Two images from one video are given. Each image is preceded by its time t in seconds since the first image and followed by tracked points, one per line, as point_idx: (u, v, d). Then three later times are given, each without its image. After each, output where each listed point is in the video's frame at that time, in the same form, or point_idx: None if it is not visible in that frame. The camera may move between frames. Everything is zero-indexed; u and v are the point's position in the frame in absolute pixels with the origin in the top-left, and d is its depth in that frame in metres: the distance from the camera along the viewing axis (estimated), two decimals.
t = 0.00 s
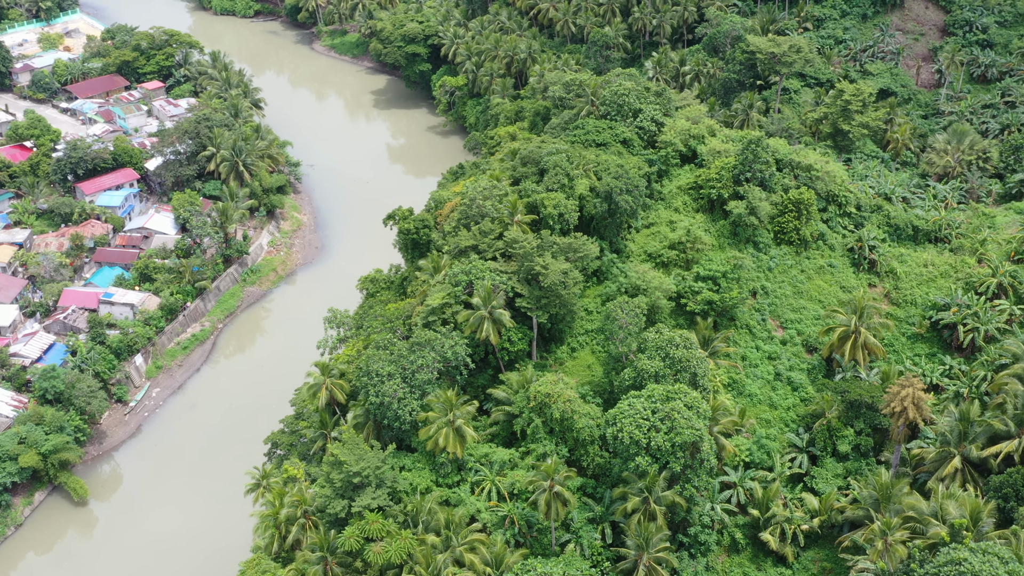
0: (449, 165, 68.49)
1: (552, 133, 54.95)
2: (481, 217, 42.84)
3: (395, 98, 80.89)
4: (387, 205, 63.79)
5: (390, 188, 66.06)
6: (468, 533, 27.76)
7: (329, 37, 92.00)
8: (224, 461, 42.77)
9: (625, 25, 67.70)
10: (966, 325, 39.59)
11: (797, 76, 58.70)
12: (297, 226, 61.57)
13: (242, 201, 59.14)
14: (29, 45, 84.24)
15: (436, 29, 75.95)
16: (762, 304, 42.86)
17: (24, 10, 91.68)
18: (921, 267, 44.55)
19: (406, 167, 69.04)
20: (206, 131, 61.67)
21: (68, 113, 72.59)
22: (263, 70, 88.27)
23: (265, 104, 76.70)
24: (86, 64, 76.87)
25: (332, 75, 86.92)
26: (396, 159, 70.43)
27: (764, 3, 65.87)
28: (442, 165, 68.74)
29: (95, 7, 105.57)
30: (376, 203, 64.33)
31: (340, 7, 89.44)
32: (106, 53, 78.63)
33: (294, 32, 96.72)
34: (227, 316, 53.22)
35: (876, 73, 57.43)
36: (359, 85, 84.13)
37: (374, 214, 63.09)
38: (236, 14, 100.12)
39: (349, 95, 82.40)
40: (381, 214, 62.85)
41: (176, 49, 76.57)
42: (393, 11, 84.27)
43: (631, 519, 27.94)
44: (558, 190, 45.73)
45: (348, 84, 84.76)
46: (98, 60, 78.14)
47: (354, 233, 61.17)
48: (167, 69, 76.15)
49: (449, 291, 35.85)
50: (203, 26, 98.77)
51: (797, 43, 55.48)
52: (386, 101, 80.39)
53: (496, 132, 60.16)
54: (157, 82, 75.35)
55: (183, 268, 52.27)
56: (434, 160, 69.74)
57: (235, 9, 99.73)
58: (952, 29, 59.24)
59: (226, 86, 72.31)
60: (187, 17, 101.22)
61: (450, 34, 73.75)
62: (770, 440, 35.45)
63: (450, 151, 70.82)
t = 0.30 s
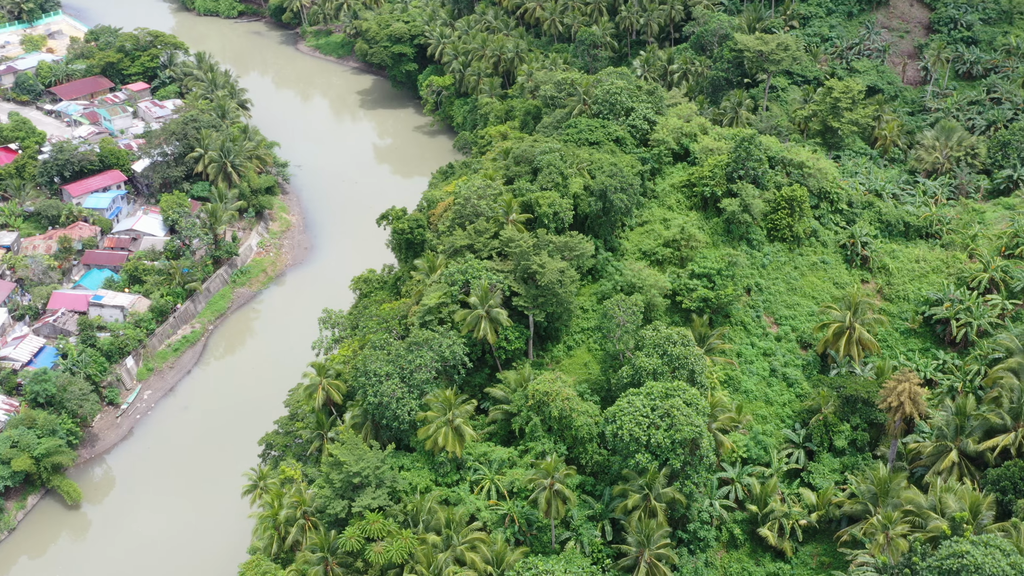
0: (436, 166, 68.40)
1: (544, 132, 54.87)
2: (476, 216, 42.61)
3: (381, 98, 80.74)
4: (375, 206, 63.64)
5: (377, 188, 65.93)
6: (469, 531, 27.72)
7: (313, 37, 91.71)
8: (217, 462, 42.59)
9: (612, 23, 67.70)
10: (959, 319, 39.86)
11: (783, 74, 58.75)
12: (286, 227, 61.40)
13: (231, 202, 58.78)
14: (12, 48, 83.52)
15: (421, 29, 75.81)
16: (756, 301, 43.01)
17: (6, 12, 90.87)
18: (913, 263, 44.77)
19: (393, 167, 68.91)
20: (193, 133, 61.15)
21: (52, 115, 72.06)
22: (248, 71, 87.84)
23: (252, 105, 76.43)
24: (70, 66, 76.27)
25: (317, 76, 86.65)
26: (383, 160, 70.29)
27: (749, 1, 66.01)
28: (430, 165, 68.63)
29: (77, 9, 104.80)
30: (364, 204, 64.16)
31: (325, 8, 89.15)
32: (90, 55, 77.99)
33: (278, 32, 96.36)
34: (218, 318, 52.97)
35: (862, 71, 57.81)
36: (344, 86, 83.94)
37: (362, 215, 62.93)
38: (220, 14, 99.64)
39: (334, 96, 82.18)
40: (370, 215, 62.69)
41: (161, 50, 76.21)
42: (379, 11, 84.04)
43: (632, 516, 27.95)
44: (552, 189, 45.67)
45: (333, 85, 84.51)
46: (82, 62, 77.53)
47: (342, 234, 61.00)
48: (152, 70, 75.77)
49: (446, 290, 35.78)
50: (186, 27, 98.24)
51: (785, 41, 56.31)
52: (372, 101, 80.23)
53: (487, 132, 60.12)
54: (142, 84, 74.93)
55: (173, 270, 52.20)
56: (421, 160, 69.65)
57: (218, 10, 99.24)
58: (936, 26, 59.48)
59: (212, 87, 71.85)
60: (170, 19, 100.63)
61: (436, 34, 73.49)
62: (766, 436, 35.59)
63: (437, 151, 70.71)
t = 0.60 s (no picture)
0: (425, 156, 68.15)
1: (539, 121, 54.66)
2: (472, 205, 42.39)
3: (368, 87, 80.23)
4: (363, 196, 63.38)
5: (366, 179, 65.65)
6: (471, 520, 27.68)
7: (298, 27, 90.99)
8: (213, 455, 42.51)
9: (601, 11, 67.39)
10: (954, 304, 40.06)
11: (773, 61, 58.47)
12: (276, 218, 61.08)
13: (222, 192, 58.24)
14: None
15: (408, 18, 75.23)
16: (752, 287, 43.11)
17: None
18: (906, 248, 44.95)
19: (381, 157, 68.62)
20: (181, 123, 60.41)
21: (37, 107, 71.15)
22: (232, 61, 87.07)
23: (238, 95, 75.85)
24: (53, 57, 75.31)
25: (302, 66, 86.01)
26: (371, 150, 70.00)
27: None
28: (419, 156, 68.36)
29: None
30: (353, 194, 63.90)
31: None
32: (73, 45, 77.09)
33: (262, 22, 95.49)
34: (209, 309, 52.75)
35: (850, 57, 57.71)
36: (330, 75, 83.34)
37: (351, 205, 62.66)
38: (203, 4, 98.69)
39: (320, 86, 81.60)
40: (359, 205, 62.43)
41: (146, 40, 75.54)
42: None
43: (635, 503, 27.91)
44: (548, 177, 45.50)
45: (319, 75, 83.92)
46: (66, 53, 76.60)
47: (331, 224, 60.72)
48: (137, 61, 75.08)
49: (444, 279, 35.62)
50: (169, 17, 97.25)
51: (773, 28, 56.45)
52: (359, 91, 79.74)
53: (479, 120, 59.85)
54: (127, 74, 74.23)
55: (163, 262, 51.57)
56: (410, 150, 69.43)
57: None
58: (923, 13, 59.49)
59: (199, 77, 71.29)
60: (152, 9, 99.55)
61: (424, 23, 72.92)
62: (765, 422, 35.75)
63: (426, 140, 70.43)
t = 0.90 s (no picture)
0: (413, 145, 67.88)
1: (533, 109, 54.39)
2: (470, 193, 42.21)
3: (354, 76, 79.71)
4: (352, 186, 63.13)
5: (355, 168, 65.38)
6: (476, 508, 27.62)
7: (283, 16, 90.35)
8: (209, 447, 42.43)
9: None
10: (949, 288, 40.25)
11: (761, 47, 58.10)
12: (266, 208, 60.75)
13: (212, 183, 57.82)
14: None
15: (395, 6, 74.71)
16: (750, 273, 43.17)
17: None
18: (900, 233, 45.14)
19: (368, 147, 68.36)
20: (170, 114, 60.10)
21: (21, 98, 69.66)
22: (216, 51, 86.20)
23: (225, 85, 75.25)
24: (37, 48, 74.26)
25: (287, 55, 85.38)
26: (358, 139, 69.68)
27: None
28: (406, 145, 68.10)
29: None
30: (341, 183, 63.67)
31: None
32: (56, 36, 76.11)
33: (246, 11, 94.65)
34: (202, 300, 52.54)
35: (838, 43, 57.35)
36: (315, 64, 82.75)
37: (340, 195, 62.38)
38: None
39: (305, 75, 81.03)
40: (348, 195, 62.18)
41: (130, 30, 74.79)
42: None
43: (639, 489, 28.03)
44: (545, 165, 45.33)
45: (304, 64, 83.33)
46: (50, 44, 75.57)
47: (320, 214, 60.46)
48: (122, 51, 74.37)
49: (444, 268, 35.51)
50: (151, 7, 96.25)
51: (763, 15, 55.90)
52: (345, 80, 79.22)
53: (470, 109, 59.61)
54: (112, 65, 73.45)
55: (155, 253, 51.31)
56: (397, 139, 69.18)
57: None
58: None
59: (185, 67, 70.70)
60: None
61: (410, 11, 72.36)
62: (764, 407, 35.91)
63: (413, 129, 70.13)
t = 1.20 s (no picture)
0: (398, 135, 67.67)
1: (524, 97, 54.09)
2: (464, 182, 42.08)
3: (336, 66, 79.08)
4: (338, 176, 62.92)
5: (340, 159, 65.12)
6: (478, 496, 27.73)
7: (263, 5, 89.40)
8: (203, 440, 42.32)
9: None
10: (941, 271, 40.56)
11: (745, 33, 58.04)
12: (252, 199, 60.34)
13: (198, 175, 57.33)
14: None
15: None
16: (743, 259, 43.27)
17: None
18: (891, 217, 45.39)
19: (352, 137, 68.09)
20: (154, 105, 59.37)
21: None
22: (194, 41, 85.16)
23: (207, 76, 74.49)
24: (15, 40, 72.94)
25: (267, 45, 84.57)
26: (341, 129, 69.33)
27: None
28: (391, 135, 67.88)
29: None
30: (326, 173, 63.43)
31: None
32: (35, 28, 74.80)
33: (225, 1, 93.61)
34: (190, 293, 52.25)
35: (822, 29, 57.39)
36: (296, 54, 82.01)
37: (326, 185, 62.13)
38: None
39: (286, 65, 80.34)
40: (334, 186, 61.96)
41: (110, 21, 73.81)
42: None
43: (641, 474, 28.12)
44: (539, 154, 45.13)
45: (284, 54, 82.56)
46: (28, 35, 74.26)
47: (306, 205, 60.20)
48: (102, 42, 73.34)
49: (441, 257, 35.38)
50: None
51: (749, 1, 56.55)
52: (328, 70, 78.59)
53: (458, 98, 59.31)
54: (92, 56, 72.38)
55: (143, 246, 50.99)
56: (382, 129, 68.94)
57: None
58: None
59: (167, 58, 69.92)
60: None
61: None
62: (760, 391, 36.03)
63: (397, 119, 69.87)
